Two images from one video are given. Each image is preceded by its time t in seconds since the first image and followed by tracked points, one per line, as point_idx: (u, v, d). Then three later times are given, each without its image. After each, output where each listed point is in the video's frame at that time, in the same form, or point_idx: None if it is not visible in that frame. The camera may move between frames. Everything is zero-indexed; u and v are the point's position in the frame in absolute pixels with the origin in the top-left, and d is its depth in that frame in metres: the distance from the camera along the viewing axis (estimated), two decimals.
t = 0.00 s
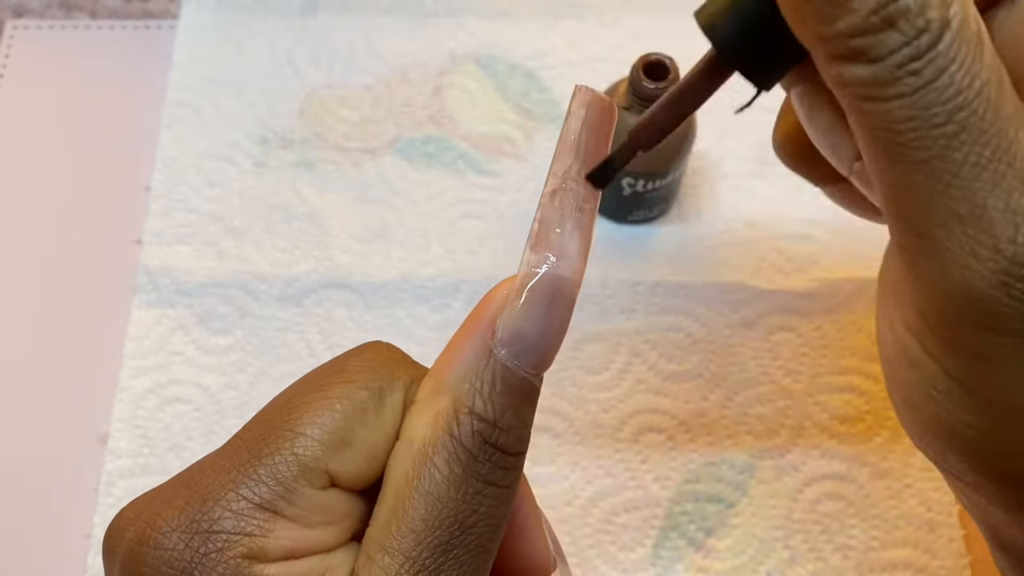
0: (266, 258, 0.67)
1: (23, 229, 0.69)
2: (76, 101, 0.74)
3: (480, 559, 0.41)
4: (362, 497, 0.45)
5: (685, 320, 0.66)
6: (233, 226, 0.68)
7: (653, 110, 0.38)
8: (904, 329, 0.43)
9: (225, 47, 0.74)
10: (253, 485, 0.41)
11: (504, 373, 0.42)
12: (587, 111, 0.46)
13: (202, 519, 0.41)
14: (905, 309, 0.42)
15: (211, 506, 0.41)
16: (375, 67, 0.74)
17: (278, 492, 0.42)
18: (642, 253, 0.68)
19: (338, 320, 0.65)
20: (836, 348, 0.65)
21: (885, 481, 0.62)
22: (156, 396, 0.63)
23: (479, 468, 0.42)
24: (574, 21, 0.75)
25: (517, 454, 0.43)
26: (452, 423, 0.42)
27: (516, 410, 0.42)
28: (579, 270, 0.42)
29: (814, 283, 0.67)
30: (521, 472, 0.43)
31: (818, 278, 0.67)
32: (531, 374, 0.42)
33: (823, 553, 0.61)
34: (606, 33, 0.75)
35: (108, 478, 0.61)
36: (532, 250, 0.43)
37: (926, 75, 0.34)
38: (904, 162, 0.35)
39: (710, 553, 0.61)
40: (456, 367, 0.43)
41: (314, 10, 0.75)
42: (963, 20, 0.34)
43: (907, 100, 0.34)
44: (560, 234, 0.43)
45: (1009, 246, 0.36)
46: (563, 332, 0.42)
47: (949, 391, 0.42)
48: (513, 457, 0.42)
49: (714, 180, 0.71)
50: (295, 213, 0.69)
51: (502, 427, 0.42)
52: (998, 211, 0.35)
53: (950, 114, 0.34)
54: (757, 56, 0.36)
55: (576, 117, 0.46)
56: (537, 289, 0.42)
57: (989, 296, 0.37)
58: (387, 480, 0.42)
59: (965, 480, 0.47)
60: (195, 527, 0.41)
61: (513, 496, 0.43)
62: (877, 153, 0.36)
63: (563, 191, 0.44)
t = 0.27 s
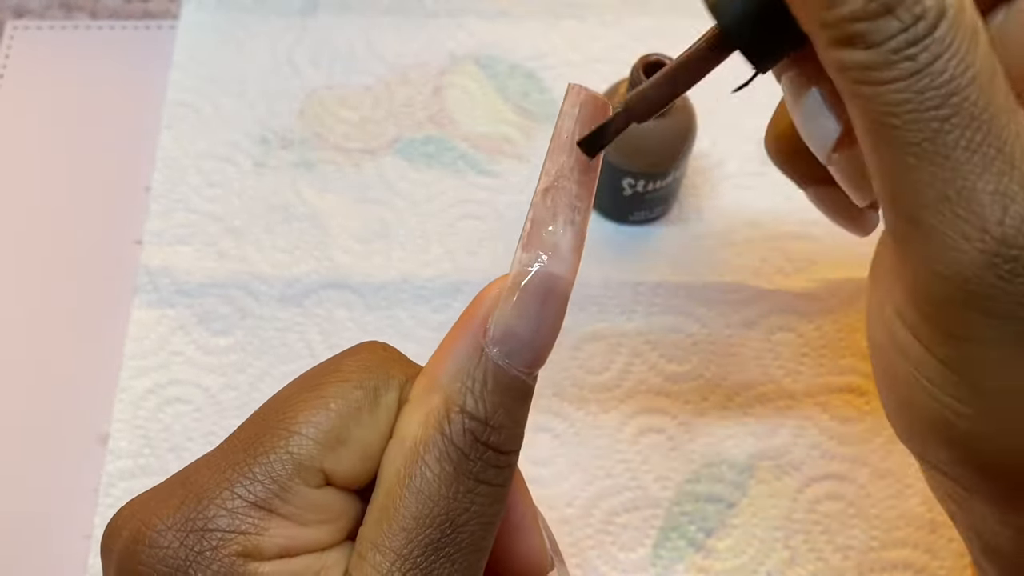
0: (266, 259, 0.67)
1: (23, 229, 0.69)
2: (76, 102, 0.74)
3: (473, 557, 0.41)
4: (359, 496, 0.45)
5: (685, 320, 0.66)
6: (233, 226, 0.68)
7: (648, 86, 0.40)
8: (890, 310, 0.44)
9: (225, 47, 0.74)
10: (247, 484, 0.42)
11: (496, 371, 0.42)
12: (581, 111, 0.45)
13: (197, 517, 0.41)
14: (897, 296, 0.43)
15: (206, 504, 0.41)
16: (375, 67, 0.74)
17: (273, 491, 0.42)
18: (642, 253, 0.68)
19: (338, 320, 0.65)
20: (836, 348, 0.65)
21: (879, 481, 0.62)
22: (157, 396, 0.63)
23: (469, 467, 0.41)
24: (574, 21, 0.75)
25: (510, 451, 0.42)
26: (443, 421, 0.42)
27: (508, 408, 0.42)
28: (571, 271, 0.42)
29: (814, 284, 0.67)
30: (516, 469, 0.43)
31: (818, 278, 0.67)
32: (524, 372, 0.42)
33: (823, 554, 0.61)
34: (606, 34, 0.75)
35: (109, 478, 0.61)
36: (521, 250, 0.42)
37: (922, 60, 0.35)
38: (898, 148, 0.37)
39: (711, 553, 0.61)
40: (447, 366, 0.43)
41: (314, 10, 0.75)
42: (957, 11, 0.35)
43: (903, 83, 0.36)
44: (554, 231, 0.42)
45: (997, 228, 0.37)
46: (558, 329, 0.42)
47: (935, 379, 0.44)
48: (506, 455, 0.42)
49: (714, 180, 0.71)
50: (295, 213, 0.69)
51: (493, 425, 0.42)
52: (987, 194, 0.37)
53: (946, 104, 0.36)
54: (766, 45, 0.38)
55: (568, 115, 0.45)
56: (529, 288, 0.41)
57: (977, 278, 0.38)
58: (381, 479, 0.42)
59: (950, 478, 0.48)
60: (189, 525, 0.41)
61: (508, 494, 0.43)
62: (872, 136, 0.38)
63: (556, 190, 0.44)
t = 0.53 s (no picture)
0: (266, 259, 0.67)
1: (23, 229, 0.69)
2: (76, 101, 0.74)
3: (461, 550, 0.41)
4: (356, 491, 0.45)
5: (685, 320, 0.66)
6: (233, 226, 0.68)
7: (609, 153, 0.36)
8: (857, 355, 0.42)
9: (224, 46, 0.74)
10: (242, 479, 0.42)
11: (484, 368, 0.41)
12: (575, 107, 0.43)
13: (193, 510, 0.41)
14: (868, 343, 0.41)
15: (202, 498, 0.41)
16: (375, 68, 0.74)
17: (268, 485, 0.42)
18: (642, 253, 0.68)
19: (338, 321, 0.65)
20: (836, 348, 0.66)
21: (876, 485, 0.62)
22: (157, 396, 0.63)
23: (457, 461, 0.41)
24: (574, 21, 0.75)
25: (500, 446, 0.41)
26: (430, 416, 0.41)
27: (497, 404, 0.41)
28: (563, 266, 0.40)
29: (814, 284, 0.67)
30: (507, 463, 0.42)
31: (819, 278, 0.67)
32: (514, 368, 0.41)
33: (823, 553, 0.61)
34: (606, 34, 0.75)
35: (109, 478, 0.61)
36: (511, 244, 0.40)
37: (876, 108, 0.34)
38: (859, 196, 0.36)
39: (711, 553, 0.61)
40: (438, 360, 0.42)
41: (314, 10, 0.75)
42: (904, 60, 0.34)
43: (859, 133, 0.34)
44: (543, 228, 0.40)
45: (963, 261, 0.36)
46: (550, 323, 0.40)
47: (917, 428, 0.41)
48: (495, 449, 0.41)
49: (714, 180, 0.71)
50: (295, 213, 0.69)
51: (481, 420, 0.41)
52: (949, 232, 0.36)
53: (903, 147, 0.35)
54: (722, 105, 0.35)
55: (562, 111, 0.43)
56: (518, 282, 0.40)
57: (948, 314, 0.37)
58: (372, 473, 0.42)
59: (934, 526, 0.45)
60: (185, 518, 0.41)
61: (498, 487, 0.42)
62: (834, 189, 0.36)
63: (547, 185, 0.41)
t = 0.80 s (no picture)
0: (266, 258, 0.67)
1: (23, 229, 0.69)
2: (76, 101, 0.74)
3: (461, 549, 0.41)
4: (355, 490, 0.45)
5: (685, 320, 0.66)
6: (233, 225, 0.68)
7: (606, 168, 0.34)
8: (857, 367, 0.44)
9: (225, 46, 0.74)
10: (242, 478, 0.42)
11: (483, 366, 0.41)
12: (572, 106, 0.44)
13: (192, 510, 0.41)
14: (863, 353, 0.42)
15: (201, 498, 0.41)
16: (375, 67, 0.74)
17: (268, 484, 0.42)
18: (642, 252, 0.68)
19: (338, 320, 0.65)
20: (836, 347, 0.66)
21: (873, 486, 0.62)
22: (157, 395, 0.63)
23: (456, 459, 0.41)
24: (573, 20, 0.75)
25: (498, 444, 0.41)
26: (429, 414, 0.41)
27: (495, 402, 0.41)
28: (562, 263, 0.40)
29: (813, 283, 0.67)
30: (505, 462, 0.42)
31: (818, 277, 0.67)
32: (513, 367, 0.41)
33: (823, 553, 0.61)
34: (606, 33, 0.75)
35: (109, 477, 0.61)
36: (508, 244, 0.41)
37: (875, 122, 0.35)
38: (856, 210, 0.37)
39: (710, 552, 0.61)
40: (437, 359, 0.42)
41: (314, 10, 0.75)
42: (901, 76, 0.35)
43: (856, 147, 0.35)
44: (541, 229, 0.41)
45: (962, 281, 0.37)
46: (548, 321, 0.41)
47: (911, 440, 0.43)
48: (494, 448, 0.41)
49: (713, 181, 0.71)
50: (295, 212, 0.69)
51: (480, 418, 0.41)
52: (949, 252, 0.37)
53: (903, 164, 0.36)
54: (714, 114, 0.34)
55: (561, 110, 0.44)
56: (515, 281, 0.40)
57: (946, 332, 0.38)
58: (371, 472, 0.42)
59: (930, 533, 0.48)
60: (184, 518, 0.41)
61: (496, 486, 0.42)
62: (831, 201, 0.37)
63: (545, 183, 0.42)
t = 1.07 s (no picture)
0: (266, 258, 0.67)
1: (23, 229, 0.69)
2: (76, 101, 0.74)
3: (457, 546, 0.41)
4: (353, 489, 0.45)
5: (685, 319, 0.66)
6: (233, 225, 0.68)
7: (606, 183, 0.36)
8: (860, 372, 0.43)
9: (225, 46, 0.74)
10: (240, 476, 0.42)
11: (479, 364, 0.40)
12: (569, 103, 0.44)
13: (190, 508, 0.41)
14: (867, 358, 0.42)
15: (199, 496, 0.41)
16: (375, 67, 0.74)
17: (265, 482, 0.42)
18: (641, 252, 0.68)
19: (338, 319, 0.65)
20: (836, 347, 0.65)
21: (873, 486, 0.62)
22: (156, 395, 0.63)
23: (451, 457, 0.40)
24: (573, 20, 0.75)
25: (494, 442, 0.41)
26: (425, 412, 0.41)
27: (492, 400, 0.41)
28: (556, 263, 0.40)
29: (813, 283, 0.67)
30: (502, 460, 0.42)
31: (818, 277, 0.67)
32: (510, 365, 0.40)
33: (823, 553, 0.61)
34: (606, 32, 0.75)
35: (109, 477, 0.61)
36: (505, 242, 0.41)
37: (877, 130, 0.35)
38: (860, 218, 0.36)
39: (710, 552, 0.61)
40: (433, 357, 0.42)
41: (314, 10, 0.75)
42: (902, 82, 0.35)
43: (859, 155, 0.35)
44: (538, 228, 0.42)
45: (969, 286, 0.37)
46: (544, 319, 0.40)
47: (920, 445, 0.42)
48: (490, 446, 0.41)
49: (714, 183, 0.71)
50: (295, 212, 0.69)
51: (476, 416, 0.41)
52: (957, 257, 0.37)
53: (905, 171, 0.35)
54: (712, 126, 0.35)
55: (558, 107, 0.44)
56: (510, 279, 0.40)
57: (953, 339, 0.38)
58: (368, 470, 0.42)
59: (931, 533, 0.47)
60: (182, 516, 0.41)
61: (492, 484, 0.42)
62: (833, 210, 0.37)
63: (540, 182, 0.43)
